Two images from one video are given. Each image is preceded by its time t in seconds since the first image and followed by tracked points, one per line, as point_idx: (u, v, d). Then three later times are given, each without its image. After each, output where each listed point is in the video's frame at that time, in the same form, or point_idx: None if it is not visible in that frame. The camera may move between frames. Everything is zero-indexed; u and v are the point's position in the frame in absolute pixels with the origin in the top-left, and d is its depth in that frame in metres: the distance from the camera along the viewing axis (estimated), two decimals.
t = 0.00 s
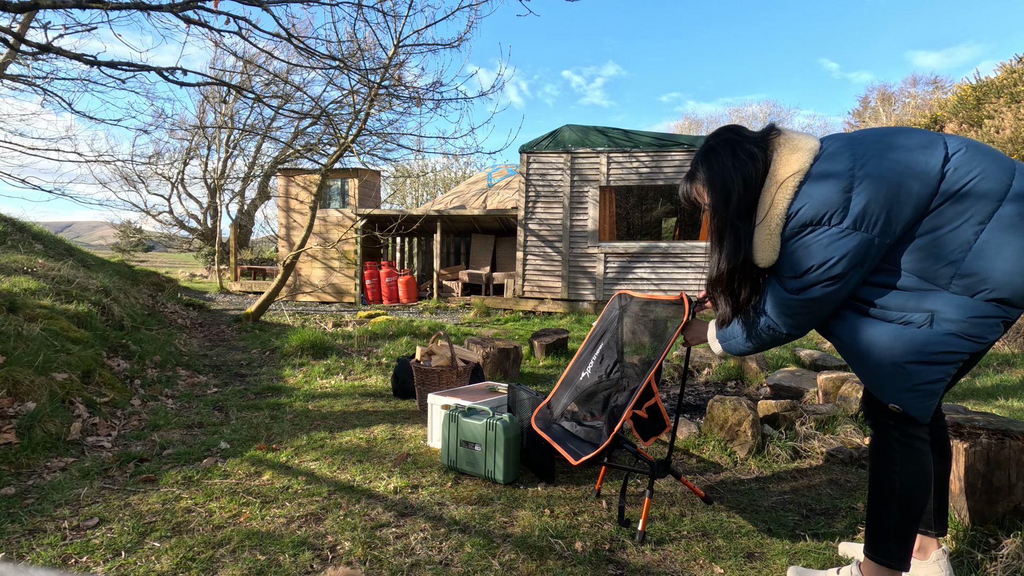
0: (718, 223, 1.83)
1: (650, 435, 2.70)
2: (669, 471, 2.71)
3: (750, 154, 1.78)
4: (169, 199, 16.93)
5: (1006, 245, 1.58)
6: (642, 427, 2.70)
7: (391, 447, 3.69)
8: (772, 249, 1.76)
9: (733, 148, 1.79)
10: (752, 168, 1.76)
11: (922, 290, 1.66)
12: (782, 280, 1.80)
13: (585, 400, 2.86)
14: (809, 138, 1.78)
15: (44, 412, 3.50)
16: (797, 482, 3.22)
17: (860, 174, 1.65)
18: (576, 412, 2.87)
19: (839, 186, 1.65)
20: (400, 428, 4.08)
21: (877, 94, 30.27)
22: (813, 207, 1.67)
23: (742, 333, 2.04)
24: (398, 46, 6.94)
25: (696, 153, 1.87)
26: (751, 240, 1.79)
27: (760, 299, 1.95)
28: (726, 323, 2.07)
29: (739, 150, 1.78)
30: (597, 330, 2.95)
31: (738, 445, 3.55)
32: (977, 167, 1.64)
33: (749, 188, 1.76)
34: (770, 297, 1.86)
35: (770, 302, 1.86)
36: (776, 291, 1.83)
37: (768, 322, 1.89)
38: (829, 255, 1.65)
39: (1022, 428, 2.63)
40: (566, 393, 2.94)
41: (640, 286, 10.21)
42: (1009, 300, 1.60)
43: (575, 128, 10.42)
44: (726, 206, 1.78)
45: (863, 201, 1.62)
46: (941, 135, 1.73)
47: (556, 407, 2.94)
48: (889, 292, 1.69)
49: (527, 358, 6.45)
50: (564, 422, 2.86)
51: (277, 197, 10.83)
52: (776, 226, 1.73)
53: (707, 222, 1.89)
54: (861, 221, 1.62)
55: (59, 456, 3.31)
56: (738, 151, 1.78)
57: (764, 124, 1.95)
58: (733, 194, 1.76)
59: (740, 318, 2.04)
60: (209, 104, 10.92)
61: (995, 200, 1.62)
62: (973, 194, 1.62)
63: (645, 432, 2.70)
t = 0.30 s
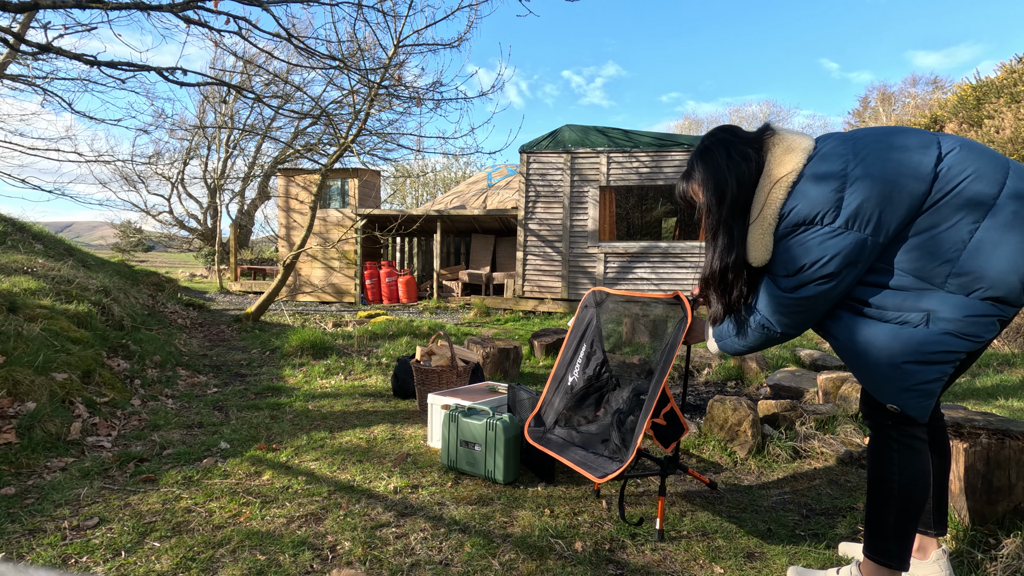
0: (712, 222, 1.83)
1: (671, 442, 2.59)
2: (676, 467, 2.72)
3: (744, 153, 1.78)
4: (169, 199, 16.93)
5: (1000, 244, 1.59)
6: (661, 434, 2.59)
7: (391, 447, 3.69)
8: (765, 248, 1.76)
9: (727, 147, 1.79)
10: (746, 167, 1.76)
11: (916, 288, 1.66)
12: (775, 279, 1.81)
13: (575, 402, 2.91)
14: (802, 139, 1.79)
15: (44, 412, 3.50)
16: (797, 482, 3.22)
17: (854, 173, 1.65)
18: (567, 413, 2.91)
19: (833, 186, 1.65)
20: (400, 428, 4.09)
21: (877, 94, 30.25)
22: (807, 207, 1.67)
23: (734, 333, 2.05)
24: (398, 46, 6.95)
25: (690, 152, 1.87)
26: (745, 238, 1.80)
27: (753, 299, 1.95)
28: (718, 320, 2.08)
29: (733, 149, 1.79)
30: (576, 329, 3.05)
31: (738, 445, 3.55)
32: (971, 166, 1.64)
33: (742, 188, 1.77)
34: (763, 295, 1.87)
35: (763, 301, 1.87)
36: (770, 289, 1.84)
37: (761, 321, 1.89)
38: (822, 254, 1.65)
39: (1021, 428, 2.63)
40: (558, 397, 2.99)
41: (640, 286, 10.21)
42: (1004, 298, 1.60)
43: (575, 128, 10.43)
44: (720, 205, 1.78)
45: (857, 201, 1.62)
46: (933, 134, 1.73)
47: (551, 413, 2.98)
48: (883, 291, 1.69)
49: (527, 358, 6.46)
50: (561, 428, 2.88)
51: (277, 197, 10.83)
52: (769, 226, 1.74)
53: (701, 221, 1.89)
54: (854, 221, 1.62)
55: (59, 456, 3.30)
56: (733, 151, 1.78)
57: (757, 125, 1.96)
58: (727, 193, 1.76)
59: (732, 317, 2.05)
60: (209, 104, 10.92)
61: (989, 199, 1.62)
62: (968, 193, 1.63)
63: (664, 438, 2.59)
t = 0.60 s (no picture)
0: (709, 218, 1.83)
1: (645, 428, 2.74)
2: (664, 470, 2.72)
3: (741, 149, 1.78)
4: (169, 199, 16.92)
5: (997, 242, 1.59)
6: (637, 420, 2.73)
7: (391, 447, 3.69)
8: (763, 245, 1.76)
9: (724, 143, 1.80)
10: (743, 163, 1.77)
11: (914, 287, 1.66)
12: (772, 276, 1.81)
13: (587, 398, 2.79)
14: (800, 135, 1.80)
15: (44, 412, 3.50)
16: (797, 482, 3.22)
17: (852, 170, 1.65)
18: (578, 411, 2.82)
19: (831, 183, 1.65)
20: (400, 428, 4.08)
21: (877, 94, 30.26)
22: (805, 203, 1.67)
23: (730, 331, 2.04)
24: (398, 46, 6.95)
25: (687, 148, 1.87)
26: (742, 235, 1.79)
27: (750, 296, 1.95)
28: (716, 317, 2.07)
29: (729, 145, 1.79)
30: (606, 329, 2.84)
31: (738, 445, 3.55)
32: (968, 165, 1.65)
33: (739, 184, 1.77)
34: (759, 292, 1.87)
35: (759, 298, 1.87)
36: (766, 286, 1.83)
37: (757, 318, 1.89)
38: (821, 250, 1.65)
39: (1022, 428, 2.63)
40: (568, 394, 2.88)
41: (640, 286, 10.21)
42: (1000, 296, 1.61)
43: (575, 128, 10.43)
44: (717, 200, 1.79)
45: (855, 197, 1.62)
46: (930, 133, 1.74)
47: (559, 405, 2.90)
48: (882, 290, 1.69)
49: (527, 358, 6.46)
50: (565, 421, 2.84)
51: (277, 197, 10.84)
52: (767, 222, 1.73)
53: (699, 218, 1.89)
54: (853, 217, 1.62)
55: (59, 456, 3.31)
56: (730, 147, 1.79)
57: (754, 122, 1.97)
58: (724, 189, 1.77)
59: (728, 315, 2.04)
60: (209, 104, 10.93)
61: (986, 198, 1.62)
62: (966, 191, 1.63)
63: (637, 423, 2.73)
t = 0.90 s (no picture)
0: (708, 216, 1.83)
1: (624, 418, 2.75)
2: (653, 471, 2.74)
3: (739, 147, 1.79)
4: (169, 199, 16.91)
5: (997, 240, 1.59)
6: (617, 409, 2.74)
7: (391, 447, 3.69)
8: (763, 242, 1.76)
9: (722, 141, 1.81)
10: (742, 160, 1.77)
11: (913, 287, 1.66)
12: (771, 274, 1.81)
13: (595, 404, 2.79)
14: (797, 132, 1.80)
15: (44, 412, 3.50)
16: (798, 482, 3.22)
17: (852, 168, 1.65)
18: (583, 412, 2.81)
19: (830, 181, 1.65)
20: (400, 428, 4.08)
21: (877, 95, 30.26)
22: (804, 202, 1.67)
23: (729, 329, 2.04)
24: (398, 46, 6.95)
25: (686, 147, 1.88)
26: (742, 233, 1.79)
27: (749, 295, 1.95)
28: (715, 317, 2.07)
29: (729, 143, 1.79)
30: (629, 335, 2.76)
31: (738, 445, 3.55)
32: (968, 163, 1.65)
33: (736, 181, 1.77)
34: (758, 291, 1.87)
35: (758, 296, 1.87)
36: (765, 285, 1.84)
37: (756, 317, 1.89)
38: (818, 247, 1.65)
39: (1022, 428, 2.63)
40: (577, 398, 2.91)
41: (640, 286, 10.20)
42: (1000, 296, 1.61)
43: (575, 128, 10.43)
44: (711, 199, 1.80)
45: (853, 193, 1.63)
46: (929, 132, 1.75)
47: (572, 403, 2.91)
48: (881, 289, 1.70)
49: (527, 358, 6.46)
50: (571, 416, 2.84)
51: (277, 197, 10.84)
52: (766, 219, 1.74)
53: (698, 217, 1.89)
54: (853, 215, 1.62)
55: (59, 456, 3.31)
56: (727, 144, 1.79)
57: (753, 121, 1.97)
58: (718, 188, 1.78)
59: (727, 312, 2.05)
60: (209, 104, 10.93)
61: (988, 196, 1.62)
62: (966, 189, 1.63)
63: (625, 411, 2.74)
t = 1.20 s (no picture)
0: (715, 211, 1.89)
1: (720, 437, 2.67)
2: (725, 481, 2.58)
3: (738, 144, 1.87)
4: (169, 199, 16.92)
5: (1005, 231, 1.57)
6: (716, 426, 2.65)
7: (391, 447, 3.69)
8: (774, 226, 1.79)
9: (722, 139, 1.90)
10: (739, 157, 1.86)
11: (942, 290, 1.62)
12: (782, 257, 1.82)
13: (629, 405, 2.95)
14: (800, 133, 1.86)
15: (44, 412, 3.51)
16: (797, 482, 3.23)
17: (852, 169, 1.68)
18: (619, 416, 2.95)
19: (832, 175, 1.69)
20: (400, 428, 4.08)
21: (877, 95, 30.25)
22: (809, 188, 1.70)
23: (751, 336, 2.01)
24: (398, 46, 6.95)
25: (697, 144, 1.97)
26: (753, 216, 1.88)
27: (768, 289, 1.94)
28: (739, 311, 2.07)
29: (736, 136, 1.88)
30: (649, 337, 3.03)
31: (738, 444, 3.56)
32: (969, 154, 1.64)
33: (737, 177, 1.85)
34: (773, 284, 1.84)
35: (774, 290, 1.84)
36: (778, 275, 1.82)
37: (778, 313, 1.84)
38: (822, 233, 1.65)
39: (1022, 428, 2.63)
40: (613, 393, 3.03)
41: (640, 286, 10.20)
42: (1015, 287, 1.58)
43: (575, 128, 10.43)
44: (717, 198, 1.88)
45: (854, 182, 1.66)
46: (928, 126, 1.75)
47: (600, 405, 3.01)
48: (897, 290, 1.69)
49: (527, 358, 6.46)
50: (609, 418, 2.94)
51: (276, 197, 10.84)
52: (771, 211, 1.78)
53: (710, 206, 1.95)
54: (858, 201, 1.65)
55: (59, 456, 3.31)
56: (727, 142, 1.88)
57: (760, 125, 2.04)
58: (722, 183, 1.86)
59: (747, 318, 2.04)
60: (209, 104, 10.93)
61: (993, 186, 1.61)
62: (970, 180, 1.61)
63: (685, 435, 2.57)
